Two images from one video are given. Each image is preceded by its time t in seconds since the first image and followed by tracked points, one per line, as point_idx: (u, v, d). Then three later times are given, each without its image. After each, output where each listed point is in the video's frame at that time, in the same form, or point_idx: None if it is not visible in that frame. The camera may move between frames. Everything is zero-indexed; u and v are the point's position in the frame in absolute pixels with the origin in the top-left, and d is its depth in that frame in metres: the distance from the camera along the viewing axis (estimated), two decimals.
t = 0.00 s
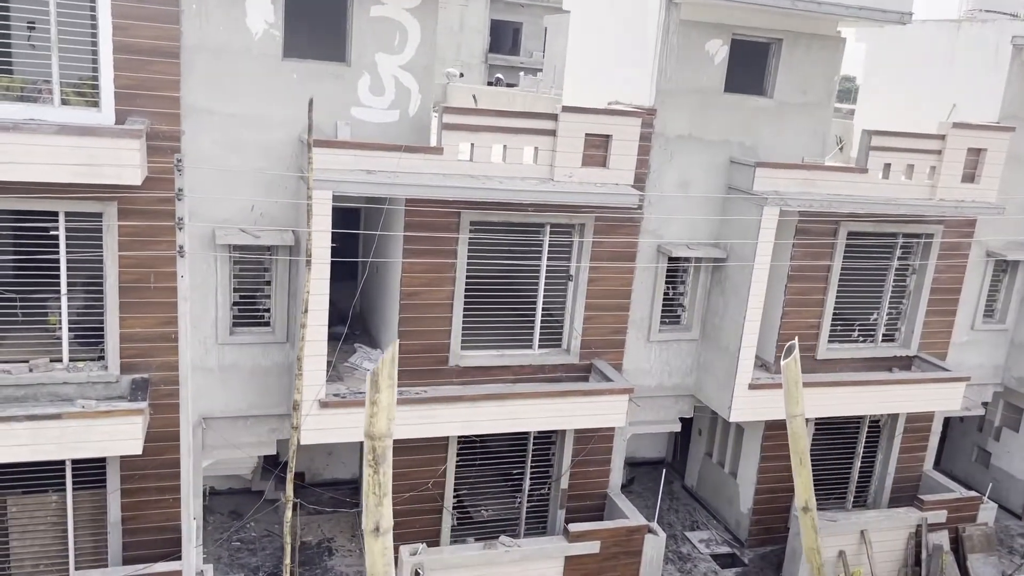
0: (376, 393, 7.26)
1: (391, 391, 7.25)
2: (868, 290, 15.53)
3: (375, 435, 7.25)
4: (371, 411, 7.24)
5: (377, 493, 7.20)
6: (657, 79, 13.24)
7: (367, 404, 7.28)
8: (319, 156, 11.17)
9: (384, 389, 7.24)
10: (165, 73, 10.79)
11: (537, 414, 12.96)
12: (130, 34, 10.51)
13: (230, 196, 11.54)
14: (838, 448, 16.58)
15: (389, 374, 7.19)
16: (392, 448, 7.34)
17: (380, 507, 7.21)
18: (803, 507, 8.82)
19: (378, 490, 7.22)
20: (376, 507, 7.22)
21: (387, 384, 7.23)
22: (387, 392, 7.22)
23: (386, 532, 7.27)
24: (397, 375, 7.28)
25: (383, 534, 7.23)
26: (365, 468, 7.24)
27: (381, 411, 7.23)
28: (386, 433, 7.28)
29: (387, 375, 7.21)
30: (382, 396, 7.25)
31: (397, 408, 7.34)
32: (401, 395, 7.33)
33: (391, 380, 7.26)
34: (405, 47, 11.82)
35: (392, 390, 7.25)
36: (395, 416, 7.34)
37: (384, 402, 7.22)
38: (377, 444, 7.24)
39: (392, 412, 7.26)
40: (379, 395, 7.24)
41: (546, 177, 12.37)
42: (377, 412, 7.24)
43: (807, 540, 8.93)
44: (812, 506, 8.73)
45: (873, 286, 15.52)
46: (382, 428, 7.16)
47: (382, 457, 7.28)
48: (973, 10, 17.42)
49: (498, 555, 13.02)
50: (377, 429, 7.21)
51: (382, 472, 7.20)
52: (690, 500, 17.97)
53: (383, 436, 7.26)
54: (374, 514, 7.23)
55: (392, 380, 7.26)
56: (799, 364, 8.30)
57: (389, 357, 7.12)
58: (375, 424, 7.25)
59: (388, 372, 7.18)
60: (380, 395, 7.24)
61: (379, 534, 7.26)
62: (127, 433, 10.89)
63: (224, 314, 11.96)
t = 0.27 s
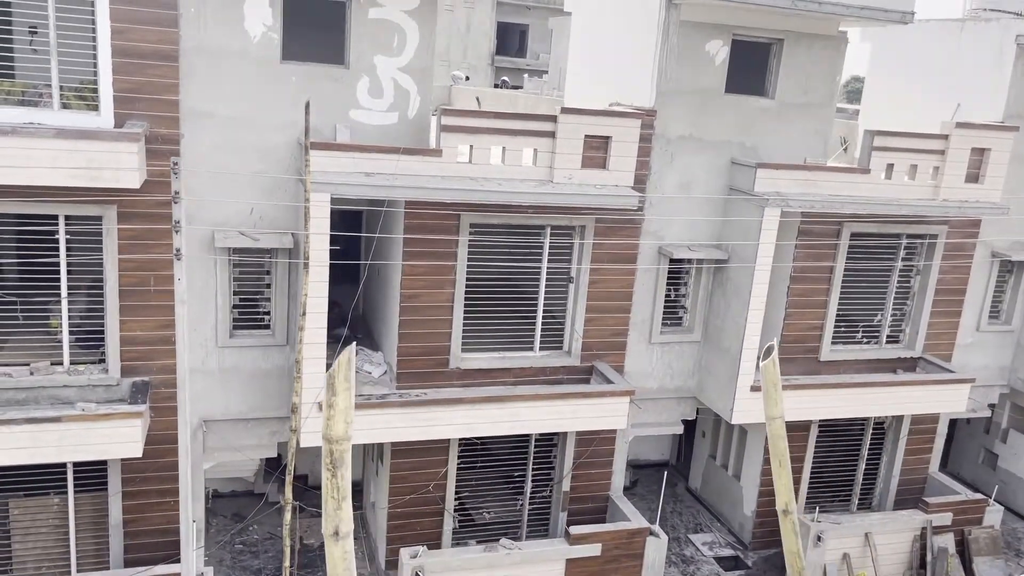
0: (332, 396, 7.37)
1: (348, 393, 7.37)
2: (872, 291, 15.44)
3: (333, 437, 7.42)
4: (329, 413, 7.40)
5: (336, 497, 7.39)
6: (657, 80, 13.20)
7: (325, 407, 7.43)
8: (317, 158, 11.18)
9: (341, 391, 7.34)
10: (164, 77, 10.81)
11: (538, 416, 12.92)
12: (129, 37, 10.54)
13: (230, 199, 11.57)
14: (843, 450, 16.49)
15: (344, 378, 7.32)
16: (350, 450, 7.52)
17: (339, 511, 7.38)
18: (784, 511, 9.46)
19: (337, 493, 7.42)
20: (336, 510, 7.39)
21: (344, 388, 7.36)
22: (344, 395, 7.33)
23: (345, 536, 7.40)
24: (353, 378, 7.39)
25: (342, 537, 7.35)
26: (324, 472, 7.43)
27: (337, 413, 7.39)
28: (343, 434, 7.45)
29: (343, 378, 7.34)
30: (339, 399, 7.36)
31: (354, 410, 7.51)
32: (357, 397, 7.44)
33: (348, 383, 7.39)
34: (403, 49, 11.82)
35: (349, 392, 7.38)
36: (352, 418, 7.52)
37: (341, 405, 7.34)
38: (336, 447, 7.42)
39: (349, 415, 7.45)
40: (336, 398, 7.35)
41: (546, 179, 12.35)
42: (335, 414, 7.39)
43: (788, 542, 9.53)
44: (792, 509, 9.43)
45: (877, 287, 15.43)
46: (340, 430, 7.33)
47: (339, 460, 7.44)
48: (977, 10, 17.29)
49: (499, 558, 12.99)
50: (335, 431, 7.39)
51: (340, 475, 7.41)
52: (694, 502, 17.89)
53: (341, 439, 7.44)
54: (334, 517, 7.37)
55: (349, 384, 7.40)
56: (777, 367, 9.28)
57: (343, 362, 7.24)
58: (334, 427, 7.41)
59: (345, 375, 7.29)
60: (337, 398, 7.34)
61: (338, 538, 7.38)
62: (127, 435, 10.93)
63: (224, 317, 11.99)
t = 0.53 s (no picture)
0: (302, 403, 6.61)
1: (318, 399, 6.61)
2: (876, 294, 15.36)
3: (302, 447, 6.63)
4: (299, 420, 6.61)
5: (307, 504, 6.60)
6: (657, 84, 13.17)
7: (294, 414, 6.65)
8: (316, 163, 11.18)
9: (311, 397, 6.59)
10: (164, 83, 10.87)
11: (539, 421, 12.87)
12: (128, 44, 10.60)
13: (230, 205, 11.59)
14: (848, 454, 16.39)
15: (313, 382, 6.54)
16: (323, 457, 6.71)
17: (312, 519, 6.59)
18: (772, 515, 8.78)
19: (310, 499, 6.63)
20: (308, 519, 6.59)
21: (313, 394, 6.57)
22: (314, 399, 6.58)
23: (318, 546, 6.61)
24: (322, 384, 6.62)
25: (315, 548, 6.56)
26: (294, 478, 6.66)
27: (308, 420, 6.60)
28: (314, 443, 6.66)
29: (312, 384, 6.55)
30: (309, 406, 6.61)
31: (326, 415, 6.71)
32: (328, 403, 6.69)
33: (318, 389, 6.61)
34: (403, 54, 11.82)
35: (318, 399, 6.61)
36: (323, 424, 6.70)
37: (311, 410, 6.59)
38: (306, 455, 6.62)
39: (320, 422, 6.65)
40: (305, 405, 6.59)
41: (546, 182, 12.32)
42: (304, 421, 6.60)
43: (775, 548, 8.81)
44: (780, 514, 8.70)
45: (881, 290, 15.34)
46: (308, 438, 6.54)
47: (311, 467, 6.64)
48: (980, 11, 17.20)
49: (501, 563, 12.92)
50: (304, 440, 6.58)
51: (312, 482, 6.63)
52: (698, 507, 17.78)
53: (312, 446, 6.64)
54: (305, 526, 6.58)
55: (319, 388, 6.62)
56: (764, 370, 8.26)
57: (312, 366, 6.43)
58: (302, 435, 6.61)
59: (314, 381, 6.53)
60: (306, 404, 6.59)
61: (311, 548, 6.58)
62: (127, 441, 10.93)
63: (225, 323, 11.99)
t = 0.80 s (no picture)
0: (279, 407, 5.73)
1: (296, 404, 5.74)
2: (880, 300, 15.28)
3: (280, 454, 5.79)
4: (276, 426, 5.76)
5: (287, 512, 5.75)
6: (659, 90, 13.16)
7: (270, 419, 5.79)
8: (317, 171, 11.19)
9: (288, 401, 5.71)
10: (166, 92, 10.94)
11: (541, 429, 12.82)
12: (130, 54, 10.68)
13: (232, 213, 11.61)
14: (854, 461, 16.28)
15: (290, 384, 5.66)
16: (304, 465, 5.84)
17: (292, 527, 5.73)
18: (766, 522, 8.86)
19: (288, 508, 5.78)
20: (286, 528, 5.73)
21: (291, 399, 5.71)
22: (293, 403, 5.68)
23: (299, 555, 5.78)
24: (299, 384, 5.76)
25: (296, 559, 5.74)
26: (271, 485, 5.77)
27: (286, 426, 5.77)
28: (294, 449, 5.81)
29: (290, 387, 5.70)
30: (287, 410, 5.75)
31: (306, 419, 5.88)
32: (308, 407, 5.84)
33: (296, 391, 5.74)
34: (404, 62, 11.84)
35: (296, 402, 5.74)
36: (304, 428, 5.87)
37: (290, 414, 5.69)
38: (284, 463, 5.77)
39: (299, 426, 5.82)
40: (282, 409, 5.72)
41: (547, 190, 12.31)
42: (282, 427, 5.77)
43: (769, 556, 9.10)
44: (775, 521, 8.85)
45: (885, 295, 15.26)
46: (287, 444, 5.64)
47: (292, 475, 5.77)
48: (983, 16, 17.16)
49: (504, 572, 12.85)
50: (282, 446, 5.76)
51: (290, 490, 5.75)
52: (704, 515, 17.66)
53: (291, 453, 5.81)
54: (284, 536, 5.73)
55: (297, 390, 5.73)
56: (756, 377, 8.32)
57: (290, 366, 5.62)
58: (280, 441, 5.78)
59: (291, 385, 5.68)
60: (283, 409, 5.72)
61: (291, 557, 5.76)
62: (128, 450, 10.93)
63: (227, 331, 11.99)
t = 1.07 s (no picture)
0: (247, 420, 6.63)
1: (262, 418, 6.62)
2: (884, 310, 15.18)
3: (248, 466, 6.60)
4: (244, 439, 6.63)
5: (256, 527, 6.69)
6: (658, 101, 13.15)
7: (240, 433, 6.68)
8: (316, 183, 11.19)
9: (255, 416, 6.61)
10: (165, 105, 10.97)
11: (542, 441, 12.75)
12: (130, 67, 10.72)
13: (231, 225, 11.61)
14: (858, 473, 16.15)
15: (258, 398, 6.53)
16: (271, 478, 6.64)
17: (260, 541, 6.70)
18: (754, 538, 8.44)
19: (256, 523, 6.70)
20: (255, 542, 6.70)
21: (258, 411, 6.59)
22: (259, 419, 6.60)
23: (267, 567, 6.77)
24: (268, 398, 6.57)
25: (264, 570, 6.74)
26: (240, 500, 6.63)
27: (253, 438, 6.63)
28: (261, 461, 6.63)
29: (257, 402, 6.55)
30: (254, 423, 6.63)
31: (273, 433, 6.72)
32: (274, 421, 6.69)
33: (263, 407, 6.59)
34: (403, 74, 11.86)
35: (263, 416, 6.61)
36: (270, 442, 6.71)
37: (257, 430, 6.62)
38: (252, 475, 6.56)
39: (266, 439, 6.66)
40: (251, 422, 6.62)
41: (547, 200, 12.30)
42: (250, 440, 6.63)
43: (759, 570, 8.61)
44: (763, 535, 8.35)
45: (889, 305, 15.17)
46: (256, 457, 6.57)
47: (258, 490, 6.56)
48: (984, 25, 17.12)
49: None
50: (249, 458, 6.58)
51: (257, 504, 6.63)
52: (708, 527, 17.52)
53: (258, 466, 6.60)
54: (254, 549, 6.71)
55: (264, 404, 6.58)
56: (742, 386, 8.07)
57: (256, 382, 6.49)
58: (248, 454, 6.63)
59: (257, 398, 6.52)
60: (251, 424, 6.62)
61: (260, 570, 6.74)
62: (127, 463, 10.90)
63: (226, 343, 11.97)
